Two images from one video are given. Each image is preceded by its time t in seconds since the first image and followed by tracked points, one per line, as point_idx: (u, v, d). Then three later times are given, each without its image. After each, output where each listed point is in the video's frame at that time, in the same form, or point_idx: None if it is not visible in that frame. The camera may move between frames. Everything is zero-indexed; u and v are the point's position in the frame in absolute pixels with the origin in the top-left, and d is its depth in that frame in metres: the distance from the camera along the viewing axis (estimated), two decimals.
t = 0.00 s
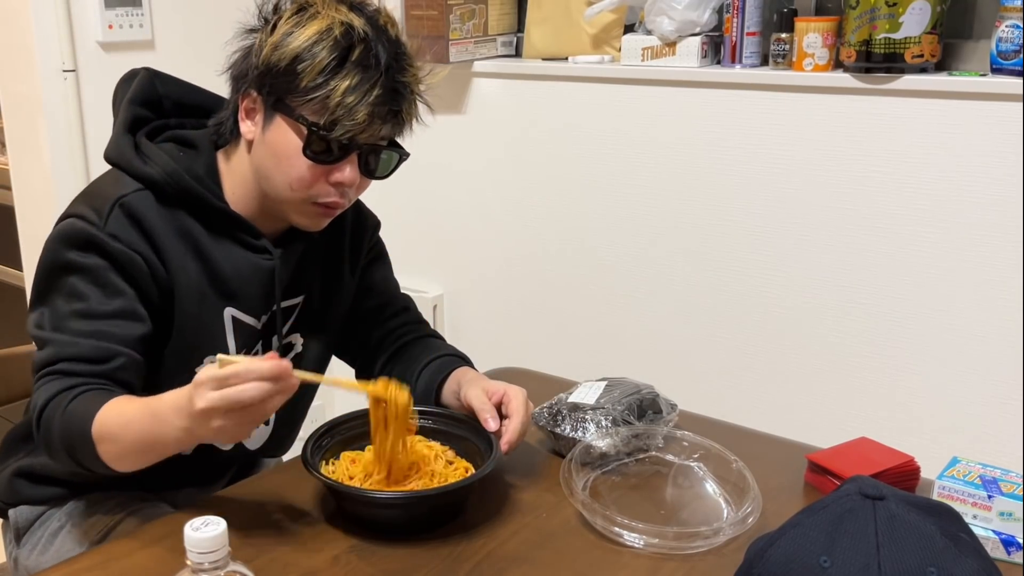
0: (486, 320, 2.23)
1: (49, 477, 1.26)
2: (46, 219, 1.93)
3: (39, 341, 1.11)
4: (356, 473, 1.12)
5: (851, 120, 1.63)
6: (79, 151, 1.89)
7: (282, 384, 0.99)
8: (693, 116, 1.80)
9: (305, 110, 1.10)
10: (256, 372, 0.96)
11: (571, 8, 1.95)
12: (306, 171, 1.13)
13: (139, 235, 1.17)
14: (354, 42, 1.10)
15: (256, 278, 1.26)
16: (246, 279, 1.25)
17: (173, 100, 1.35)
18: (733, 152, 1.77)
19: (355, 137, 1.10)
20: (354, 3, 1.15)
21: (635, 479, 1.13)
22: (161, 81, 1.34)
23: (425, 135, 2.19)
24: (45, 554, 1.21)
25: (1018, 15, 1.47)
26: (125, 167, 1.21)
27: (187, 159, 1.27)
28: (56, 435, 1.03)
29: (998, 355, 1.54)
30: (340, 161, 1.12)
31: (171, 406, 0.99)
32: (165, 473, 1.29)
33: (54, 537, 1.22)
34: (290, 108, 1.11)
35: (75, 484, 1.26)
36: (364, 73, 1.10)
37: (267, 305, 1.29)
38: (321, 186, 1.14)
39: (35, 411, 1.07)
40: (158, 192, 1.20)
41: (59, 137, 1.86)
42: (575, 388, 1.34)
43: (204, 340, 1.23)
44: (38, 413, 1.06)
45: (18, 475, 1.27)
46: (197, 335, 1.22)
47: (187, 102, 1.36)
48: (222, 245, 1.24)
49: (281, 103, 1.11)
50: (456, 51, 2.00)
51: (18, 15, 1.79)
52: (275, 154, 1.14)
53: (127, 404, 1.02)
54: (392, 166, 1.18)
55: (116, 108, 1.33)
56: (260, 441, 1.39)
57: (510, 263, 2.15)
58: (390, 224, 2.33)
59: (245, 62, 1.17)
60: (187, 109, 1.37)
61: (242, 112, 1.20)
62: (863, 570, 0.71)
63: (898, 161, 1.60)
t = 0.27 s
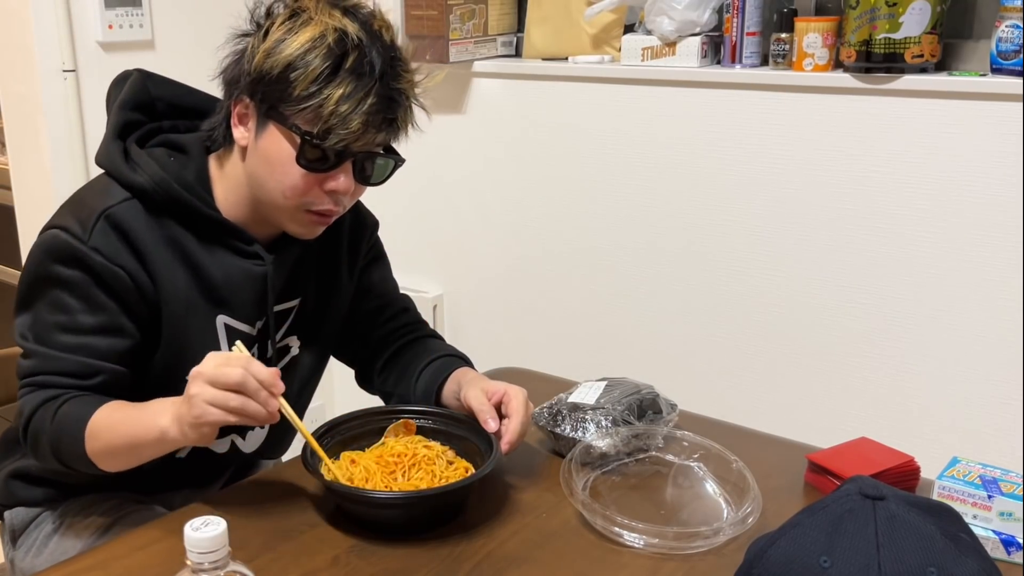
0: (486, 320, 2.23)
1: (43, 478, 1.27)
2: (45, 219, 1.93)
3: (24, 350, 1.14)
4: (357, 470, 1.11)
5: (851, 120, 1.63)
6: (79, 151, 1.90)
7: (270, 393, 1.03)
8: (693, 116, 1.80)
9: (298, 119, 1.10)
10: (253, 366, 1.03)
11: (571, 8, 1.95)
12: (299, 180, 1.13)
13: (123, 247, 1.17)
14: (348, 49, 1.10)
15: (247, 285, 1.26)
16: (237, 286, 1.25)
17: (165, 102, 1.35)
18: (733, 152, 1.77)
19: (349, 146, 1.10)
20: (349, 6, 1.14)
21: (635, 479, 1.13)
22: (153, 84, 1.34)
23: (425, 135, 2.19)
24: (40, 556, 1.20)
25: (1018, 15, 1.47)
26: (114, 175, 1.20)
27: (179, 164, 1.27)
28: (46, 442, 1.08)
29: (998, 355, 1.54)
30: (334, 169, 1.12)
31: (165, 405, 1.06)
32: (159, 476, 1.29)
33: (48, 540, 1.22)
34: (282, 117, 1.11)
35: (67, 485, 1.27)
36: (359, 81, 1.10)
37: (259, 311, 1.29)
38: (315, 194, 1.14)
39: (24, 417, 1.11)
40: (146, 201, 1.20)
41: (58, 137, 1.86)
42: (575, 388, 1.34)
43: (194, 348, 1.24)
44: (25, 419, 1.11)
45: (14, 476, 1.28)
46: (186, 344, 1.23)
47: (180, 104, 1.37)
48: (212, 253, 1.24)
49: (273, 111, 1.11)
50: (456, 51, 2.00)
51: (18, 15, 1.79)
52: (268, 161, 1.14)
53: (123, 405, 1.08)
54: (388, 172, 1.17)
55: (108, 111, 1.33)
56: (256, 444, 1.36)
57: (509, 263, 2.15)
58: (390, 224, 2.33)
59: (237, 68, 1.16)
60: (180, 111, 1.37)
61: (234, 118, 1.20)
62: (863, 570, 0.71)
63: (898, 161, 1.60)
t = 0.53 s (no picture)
0: (486, 320, 2.23)
1: (41, 480, 1.27)
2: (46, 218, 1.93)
3: (27, 359, 1.13)
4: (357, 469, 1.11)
5: (851, 120, 1.63)
6: (79, 151, 1.90)
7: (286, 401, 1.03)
8: (693, 116, 1.80)
9: (284, 119, 1.10)
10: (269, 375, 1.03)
11: (571, 8, 1.95)
12: (289, 179, 1.13)
13: (120, 250, 1.17)
14: (332, 46, 1.10)
15: (243, 287, 1.26)
16: (233, 288, 1.25)
17: (160, 103, 1.35)
18: (733, 152, 1.77)
19: (338, 143, 1.10)
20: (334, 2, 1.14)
21: (635, 479, 1.13)
22: (147, 84, 1.34)
23: (425, 135, 2.19)
24: (39, 556, 1.21)
25: (1018, 15, 1.47)
26: (108, 178, 1.20)
27: (173, 166, 1.27)
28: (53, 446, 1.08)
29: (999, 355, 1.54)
30: (325, 168, 1.12)
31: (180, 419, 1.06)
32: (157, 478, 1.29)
33: (47, 540, 1.22)
34: (269, 117, 1.11)
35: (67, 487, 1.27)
36: (344, 77, 1.10)
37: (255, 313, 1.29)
38: (306, 194, 1.14)
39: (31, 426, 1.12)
40: (141, 204, 1.20)
41: (59, 138, 1.86)
42: (575, 388, 1.34)
43: (191, 351, 1.24)
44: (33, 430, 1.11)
45: (13, 479, 1.29)
46: (184, 347, 1.23)
47: (175, 105, 1.36)
48: (208, 255, 1.24)
49: (260, 110, 1.11)
50: (456, 51, 2.00)
51: (17, 15, 1.79)
52: (258, 162, 1.14)
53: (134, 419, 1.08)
54: (380, 168, 1.18)
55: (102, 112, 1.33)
56: (254, 445, 1.37)
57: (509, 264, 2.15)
58: (390, 224, 2.33)
59: (223, 68, 1.16)
60: (175, 112, 1.37)
61: (223, 119, 1.20)
62: (863, 570, 0.71)
63: (898, 161, 1.60)
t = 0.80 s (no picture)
0: (486, 320, 2.23)
1: (41, 481, 1.27)
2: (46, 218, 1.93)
3: (27, 360, 1.13)
4: (357, 470, 1.11)
5: (851, 120, 1.63)
6: (79, 151, 1.90)
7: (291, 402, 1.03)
8: (693, 116, 1.79)
9: (285, 120, 1.10)
10: (274, 377, 1.02)
11: (571, 8, 1.95)
12: (289, 180, 1.13)
13: (120, 251, 1.17)
14: (332, 46, 1.10)
15: (242, 288, 1.26)
16: (232, 289, 1.25)
17: (159, 104, 1.35)
18: (733, 152, 1.77)
19: (338, 144, 1.10)
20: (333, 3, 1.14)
21: (635, 479, 1.13)
22: (146, 85, 1.34)
23: (425, 135, 2.19)
24: (39, 557, 1.21)
25: (1018, 15, 1.47)
26: (107, 179, 1.20)
27: (172, 167, 1.27)
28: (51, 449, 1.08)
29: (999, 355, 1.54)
30: (325, 169, 1.12)
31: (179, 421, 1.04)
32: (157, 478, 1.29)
33: (47, 541, 1.22)
34: (269, 118, 1.11)
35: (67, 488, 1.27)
36: (344, 78, 1.10)
37: (254, 314, 1.29)
38: (305, 194, 1.14)
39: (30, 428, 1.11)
40: (141, 205, 1.20)
41: (58, 138, 1.86)
42: (575, 388, 1.34)
43: (190, 353, 1.24)
44: (33, 433, 1.11)
45: (11, 480, 1.29)
46: (183, 349, 1.23)
47: (174, 105, 1.36)
48: (207, 256, 1.24)
49: (260, 112, 1.11)
50: (456, 51, 2.00)
51: (18, 15, 1.79)
52: (258, 163, 1.14)
53: (133, 420, 1.07)
54: (380, 169, 1.18)
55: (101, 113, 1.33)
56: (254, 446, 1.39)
57: (509, 264, 2.15)
58: (390, 224, 2.33)
59: (222, 69, 1.16)
60: (174, 112, 1.37)
61: (223, 120, 1.20)
62: (863, 570, 0.71)
63: (898, 161, 1.60)
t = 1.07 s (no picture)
0: (485, 320, 2.23)
1: (41, 482, 1.27)
2: (46, 218, 1.93)
3: (31, 361, 1.13)
4: (356, 470, 1.11)
5: (851, 120, 1.63)
6: (78, 151, 1.90)
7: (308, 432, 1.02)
8: (693, 116, 1.80)
9: (284, 119, 1.10)
10: (288, 409, 1.01)
11: (571, 8, 1.95)
12: (289, 180, 1.13)
13: (122, 250, 1.17)
14: (330, 45, 1.10)
15: (242, 287, 1.26)
16: (232, 289, 1.25)
17: (158, 104, 1.35)
18: (733, 152, 1.77)
19: (337, 143, 1.10)
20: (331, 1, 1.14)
21: (635, 479, 1.13)
22: (145, 84, 1.34)
23: (425, 135, 2.19)
24: (39, 557, 1.21)
25: (1018, 15, 1.47)
26: (106, 179, 1.20)
27: (172, 167, 1.27)
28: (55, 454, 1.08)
29: (998, 355, 1.54)
30: (324, 168, 1.12)
31: (184, 447, 1.03)
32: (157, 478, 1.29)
33: (46, 541, 1.22)
34: (268, 117, 1.11)
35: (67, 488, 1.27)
36: (342, 76, 1.10)
37: (255, 313, 1.29)
38: (305, 193, 1.14)
39: (36, 432, 1.10)
40: (141, 204, 1.20)
41: (58, 138, 1.86)
42: (575, 388, 1.34)
43: (191, 352, 1.24)
44: (38, 435, 1.10)
45: (10, 480, 1.29)
46: (184, 349, 1.23)
47: (173, 106, 1.36)
48: (207, 255, 1.24)
49: (259, 111, 1.11)
50: (456, 51, 2.00)
51: (17, 15, 1.79)
52: (257, 163, 1.14)
53: (138, 436, 1.06)
54: (379, 167, 1.18)
55: (100, 113, 1.33)
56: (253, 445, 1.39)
57: (509, 264, 2.15)
58: (390, 224, 2.33)
59: (221, 68, 1.16)
60: (173, 112, 1.37)
61: (222, 120, 1.20)
62: (863, 570, 0.71)
63: (898, 161, 1.60)
